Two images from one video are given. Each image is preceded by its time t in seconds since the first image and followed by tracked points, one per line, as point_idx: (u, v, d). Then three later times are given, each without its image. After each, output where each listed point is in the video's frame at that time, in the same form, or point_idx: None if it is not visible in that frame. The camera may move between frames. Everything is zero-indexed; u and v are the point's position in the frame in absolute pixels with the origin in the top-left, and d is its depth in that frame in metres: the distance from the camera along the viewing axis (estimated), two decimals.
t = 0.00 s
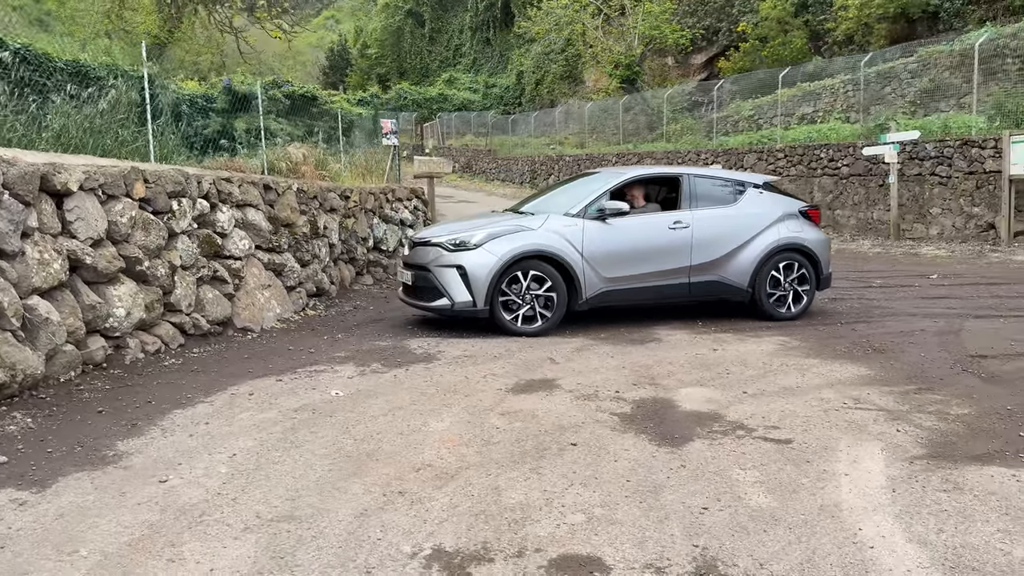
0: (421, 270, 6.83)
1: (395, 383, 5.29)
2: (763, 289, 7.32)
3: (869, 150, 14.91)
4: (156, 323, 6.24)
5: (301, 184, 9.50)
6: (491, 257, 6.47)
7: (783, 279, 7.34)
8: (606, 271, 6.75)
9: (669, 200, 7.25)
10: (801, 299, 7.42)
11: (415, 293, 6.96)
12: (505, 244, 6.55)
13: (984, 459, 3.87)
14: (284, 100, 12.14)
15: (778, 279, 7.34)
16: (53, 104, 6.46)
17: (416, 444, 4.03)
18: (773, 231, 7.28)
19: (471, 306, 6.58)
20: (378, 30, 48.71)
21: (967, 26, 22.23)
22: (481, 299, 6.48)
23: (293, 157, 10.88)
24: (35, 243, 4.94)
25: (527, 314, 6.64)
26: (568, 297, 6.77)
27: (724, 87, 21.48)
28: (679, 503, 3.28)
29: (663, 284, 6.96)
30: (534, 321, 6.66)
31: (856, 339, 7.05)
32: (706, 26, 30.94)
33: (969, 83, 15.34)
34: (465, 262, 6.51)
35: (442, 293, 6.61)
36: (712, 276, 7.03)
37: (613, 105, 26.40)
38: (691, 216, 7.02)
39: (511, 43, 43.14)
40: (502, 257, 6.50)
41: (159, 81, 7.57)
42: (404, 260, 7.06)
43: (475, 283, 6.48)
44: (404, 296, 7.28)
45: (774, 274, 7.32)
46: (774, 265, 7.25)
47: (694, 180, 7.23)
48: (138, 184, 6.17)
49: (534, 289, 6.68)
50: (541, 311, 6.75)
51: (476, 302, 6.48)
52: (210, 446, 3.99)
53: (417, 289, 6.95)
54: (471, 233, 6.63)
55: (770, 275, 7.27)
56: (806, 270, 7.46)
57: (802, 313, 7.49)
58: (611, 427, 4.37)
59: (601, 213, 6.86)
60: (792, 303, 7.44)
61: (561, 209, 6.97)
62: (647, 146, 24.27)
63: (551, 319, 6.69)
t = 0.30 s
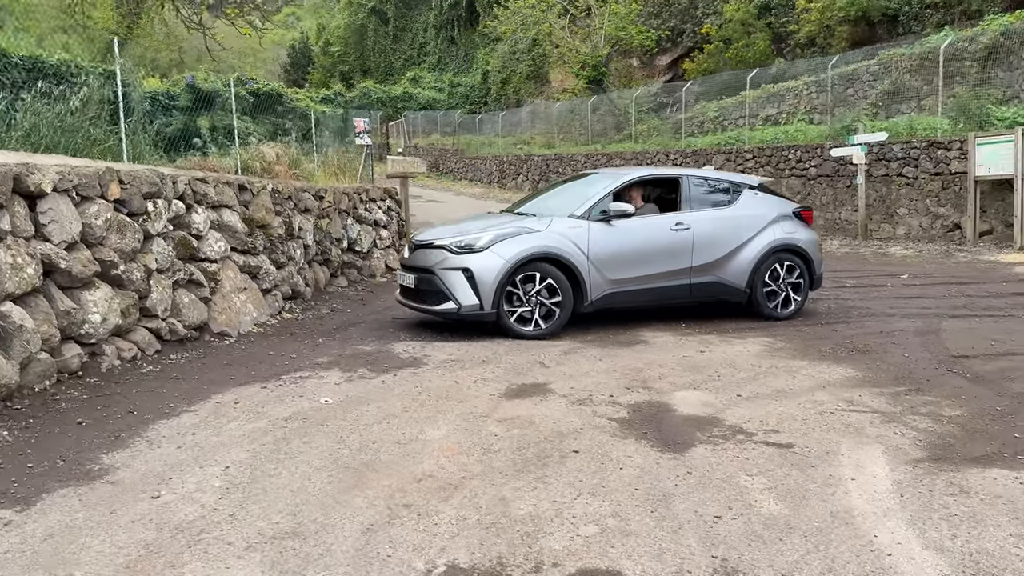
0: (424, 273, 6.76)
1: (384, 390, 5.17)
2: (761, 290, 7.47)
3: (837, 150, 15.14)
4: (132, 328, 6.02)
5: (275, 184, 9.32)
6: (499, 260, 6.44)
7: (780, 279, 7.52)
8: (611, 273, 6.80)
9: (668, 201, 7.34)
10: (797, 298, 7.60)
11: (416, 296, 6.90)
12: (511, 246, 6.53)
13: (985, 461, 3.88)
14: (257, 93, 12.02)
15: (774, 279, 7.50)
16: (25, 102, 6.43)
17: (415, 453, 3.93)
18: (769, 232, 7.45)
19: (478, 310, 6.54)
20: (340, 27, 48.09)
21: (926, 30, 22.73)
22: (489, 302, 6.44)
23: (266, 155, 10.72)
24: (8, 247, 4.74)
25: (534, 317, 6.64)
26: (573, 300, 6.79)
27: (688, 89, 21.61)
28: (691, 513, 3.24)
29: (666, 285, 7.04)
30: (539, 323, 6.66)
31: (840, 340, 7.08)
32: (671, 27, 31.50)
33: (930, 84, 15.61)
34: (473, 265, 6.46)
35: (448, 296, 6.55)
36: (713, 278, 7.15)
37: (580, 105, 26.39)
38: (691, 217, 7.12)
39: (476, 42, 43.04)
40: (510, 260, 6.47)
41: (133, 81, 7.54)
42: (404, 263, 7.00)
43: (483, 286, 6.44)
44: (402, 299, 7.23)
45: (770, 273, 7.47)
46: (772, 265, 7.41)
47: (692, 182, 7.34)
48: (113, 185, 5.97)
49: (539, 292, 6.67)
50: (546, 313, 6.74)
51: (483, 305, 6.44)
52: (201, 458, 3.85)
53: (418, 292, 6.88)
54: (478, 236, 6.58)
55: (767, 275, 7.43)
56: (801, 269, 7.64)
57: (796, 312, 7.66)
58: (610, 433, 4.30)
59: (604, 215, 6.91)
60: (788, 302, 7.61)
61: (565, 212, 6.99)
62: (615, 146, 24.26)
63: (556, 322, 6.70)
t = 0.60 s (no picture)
0: (429, 276, 6.68)
1: (367, 398, 5.07)
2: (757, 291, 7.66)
3: (805, 153, 14.95)
4: (103, 335, 5.84)
5: (246, 186, 9.13)
6: (510, 263, 6.43)
7: (774, 280, 7.72)
8: (618, 275, 6.87)
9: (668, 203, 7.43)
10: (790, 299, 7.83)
11: (420, 299, 6.82)
12: (521, 250, 6.52)
13: (975, 465, 3.90)
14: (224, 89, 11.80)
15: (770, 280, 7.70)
16: None
17: (405, 464, 3.85)
18: (763, 234, 7.64)
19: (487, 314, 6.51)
20: (304, 25, 47.50)
21: (887, 34, 23.13)
22: (499, 306, 6.42)
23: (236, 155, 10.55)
24: None
25: (542, 320, 6.66)
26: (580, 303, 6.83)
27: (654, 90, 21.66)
28: (690, 521, 3.21)
29: (669, 287, 7.15)
30: (548, 327, 6.68)
31: (819, 342, 7.12)
32: (637, 29, 31.59)
33: (893, 88, 15.80)
34: (482, 269, 6.43)
35: (456, 300, 6.49)
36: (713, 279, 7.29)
37: (549, 106, 26.36)
38: (693, 220, 7.24)
39: (443, 42, 42.86)
40: (520, 264, 6.46)
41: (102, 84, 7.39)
42: (407, 266, 6.92)
43: (493, 290, 6.41)
44: (402, 302, 7.16)
45: (765, 275, 7.66)
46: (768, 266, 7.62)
47: (691, 185, 7.46)
48: (84, 188, 5.79)
49: (546, 295, 6.69)
50: (553, 316, 6.76)
51: (494, 309, 6.42)
52: (184, 471, 3.73)
53: (422, 295, 6.80)
54: (487, 239, 6.54)
55: (762, 277, 7.61)
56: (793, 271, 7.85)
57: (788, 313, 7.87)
58: (600, 439, 4.25)
59: (610, 218, 6.96)
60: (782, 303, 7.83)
61: (570, 213, 7.01)
62: (585, 147, 24.26)
63: (564, 326, 6.73)
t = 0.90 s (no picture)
0: (441, 279, 6.63)
1: (348, 403, 5.00)
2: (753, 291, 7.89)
3: (775, 156, 14.96)
4: (73, 339, 5.68)
5: (217, 186, 8.98)
6: (527, 266, 6.45)
7: (768, 279, 7.98)
8: (626, 277, 6.97)
9: (668, 205, 7.59)
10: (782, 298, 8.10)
11: (430, 302, 6.77)
12: (535, 252, 6.56)
13: (958, 464, 3.94)
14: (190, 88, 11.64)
15: (763, 280, 7.96)
16: None
17: (391, 469, 3.80)
18: (757, 234, 7.89)
19: (501, 316, 6.53)
20: (269, 24, 46.95)
21: (851, 39, 23.49)
22: (514, 309, 6.43)
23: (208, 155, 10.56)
24: None
25: (555, 322, 6.69)
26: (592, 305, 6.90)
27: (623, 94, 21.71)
28: (683, 524, 3.20)
29: (673, 288, 7.30)
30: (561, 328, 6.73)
31: (795, 343, 7.18)
32: (605, 32, 31.72)
33: (857, 92, 15.99)
34: (498, 271, 6.44)
35: (471, 303, 6.47)
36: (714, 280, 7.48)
37: (518, 108, 26.32)
38: (693, 222, 7.42)
39: (410, 44, 42.66)
40: (536, 266, 6.50)
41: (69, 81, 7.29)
42: (416, 268, 6.87)
43: (510, 293, 6.42)
44: (407, 305, 7.11)
45: (759, 274, 7.90)
46: (763, 266, 7.87)
47: (689, 187, 7.64)
48: (53, 188, 5.66)
49: (558, 298, 6.72)
50: (565, 319, 6.81)
51: (510, 312, 6.43)
52: (164, 479, 3.64)
53: (432, 298, 6.76)
54: (502, 242, 6.54)
55: (757, 276, 7.86)
56: (783, 270, 8.12)
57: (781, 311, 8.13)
58: (586, 441, 4.23)
59: (617, 220, 7.06)
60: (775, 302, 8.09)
61: (578, 216, 7.07)
62: (555, 148, 24.27)
63: (576, 327, 6.79)
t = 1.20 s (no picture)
0: (457, 283, 6.62)
1: (328, 409, 4.94)
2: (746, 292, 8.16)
3: (746, 160, 15.11)
4: (43, 345, 5.55)
5: (189, 188, 8.84)
6: (545, 269, 6.49)
7: (760, 281, 8.26)
8: (636, 280, 7.10)
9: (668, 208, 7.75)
10: (770, 299, 8.40)
11: (445, 307, 6.75)
12: (552, 255, 6.60)
13: (937, 467, 3.99)
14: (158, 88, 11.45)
15: (755, 281, 8.24)
16: None
17: (376, 477, 3.75)
18: (749, 237, 8.16)
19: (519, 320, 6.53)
20: (237, 23, 46.40)
21: (818, 46, 23.86)
22: (534, 313, 6.45)
23: (179, 156, 10.38)
24: None
25: (571, 325, 6.75)
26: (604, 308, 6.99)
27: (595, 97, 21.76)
28: (672, 530, 3.21)
29: (677, 290, 7.47)
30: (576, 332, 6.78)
31: (773, 346, 7.24)
32: (576, 36, 31.83)
33: (824, 97, 16.22)
34: (517, 275, 6.46)
35: (489, 307, 6.47)
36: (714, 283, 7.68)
37: (490, 111, 26.30)
38: (694, 225, 7.61)
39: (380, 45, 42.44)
40: (555, 269, 6.54)
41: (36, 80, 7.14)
42: (429, 274, 6.82)
43: (529, 295, 6.44)
44: (418, 310, 7.05)
45: (751, 276, 8.16)
46: (755, 268, 8.15)
47: (687, 191, 7.83)
48: (22, 190, 5.55)
49: (575, 301, 6.77)
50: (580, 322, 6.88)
51: (529, 315, 6.45)
52: (144, 489, 3.56)
53: (447, 303, 6.73)
54: (520, 245, 6.56)
55: (751, 278, 8.13)
56: (772, 271, 8.42)
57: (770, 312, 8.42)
58: (570, 446, 4.22)
59: (626, 223, 7.17)
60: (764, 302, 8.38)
61: (587, 219, 7.14)
62: (527, 151, 24.28)
63: (591, 330, 6.85)
